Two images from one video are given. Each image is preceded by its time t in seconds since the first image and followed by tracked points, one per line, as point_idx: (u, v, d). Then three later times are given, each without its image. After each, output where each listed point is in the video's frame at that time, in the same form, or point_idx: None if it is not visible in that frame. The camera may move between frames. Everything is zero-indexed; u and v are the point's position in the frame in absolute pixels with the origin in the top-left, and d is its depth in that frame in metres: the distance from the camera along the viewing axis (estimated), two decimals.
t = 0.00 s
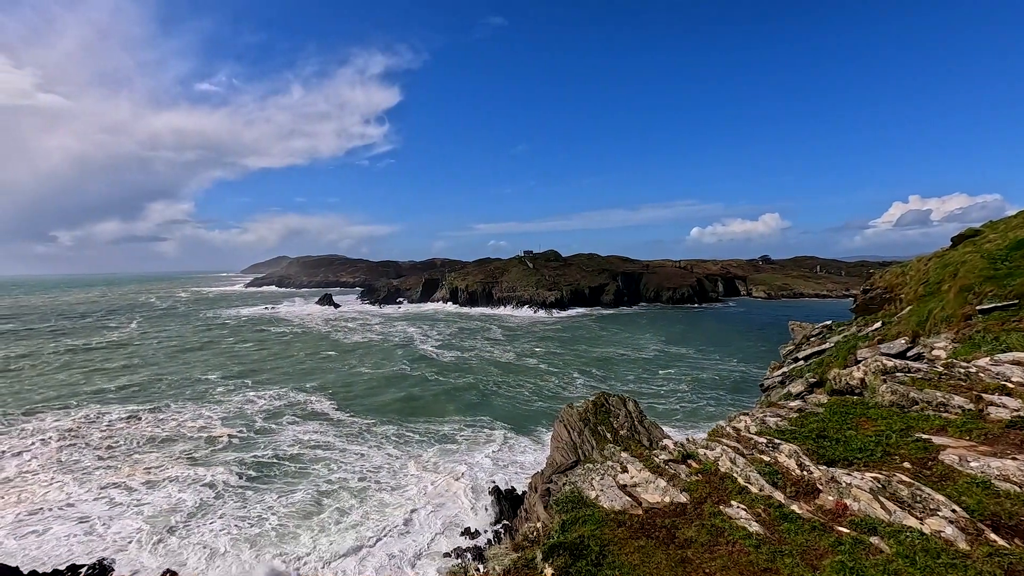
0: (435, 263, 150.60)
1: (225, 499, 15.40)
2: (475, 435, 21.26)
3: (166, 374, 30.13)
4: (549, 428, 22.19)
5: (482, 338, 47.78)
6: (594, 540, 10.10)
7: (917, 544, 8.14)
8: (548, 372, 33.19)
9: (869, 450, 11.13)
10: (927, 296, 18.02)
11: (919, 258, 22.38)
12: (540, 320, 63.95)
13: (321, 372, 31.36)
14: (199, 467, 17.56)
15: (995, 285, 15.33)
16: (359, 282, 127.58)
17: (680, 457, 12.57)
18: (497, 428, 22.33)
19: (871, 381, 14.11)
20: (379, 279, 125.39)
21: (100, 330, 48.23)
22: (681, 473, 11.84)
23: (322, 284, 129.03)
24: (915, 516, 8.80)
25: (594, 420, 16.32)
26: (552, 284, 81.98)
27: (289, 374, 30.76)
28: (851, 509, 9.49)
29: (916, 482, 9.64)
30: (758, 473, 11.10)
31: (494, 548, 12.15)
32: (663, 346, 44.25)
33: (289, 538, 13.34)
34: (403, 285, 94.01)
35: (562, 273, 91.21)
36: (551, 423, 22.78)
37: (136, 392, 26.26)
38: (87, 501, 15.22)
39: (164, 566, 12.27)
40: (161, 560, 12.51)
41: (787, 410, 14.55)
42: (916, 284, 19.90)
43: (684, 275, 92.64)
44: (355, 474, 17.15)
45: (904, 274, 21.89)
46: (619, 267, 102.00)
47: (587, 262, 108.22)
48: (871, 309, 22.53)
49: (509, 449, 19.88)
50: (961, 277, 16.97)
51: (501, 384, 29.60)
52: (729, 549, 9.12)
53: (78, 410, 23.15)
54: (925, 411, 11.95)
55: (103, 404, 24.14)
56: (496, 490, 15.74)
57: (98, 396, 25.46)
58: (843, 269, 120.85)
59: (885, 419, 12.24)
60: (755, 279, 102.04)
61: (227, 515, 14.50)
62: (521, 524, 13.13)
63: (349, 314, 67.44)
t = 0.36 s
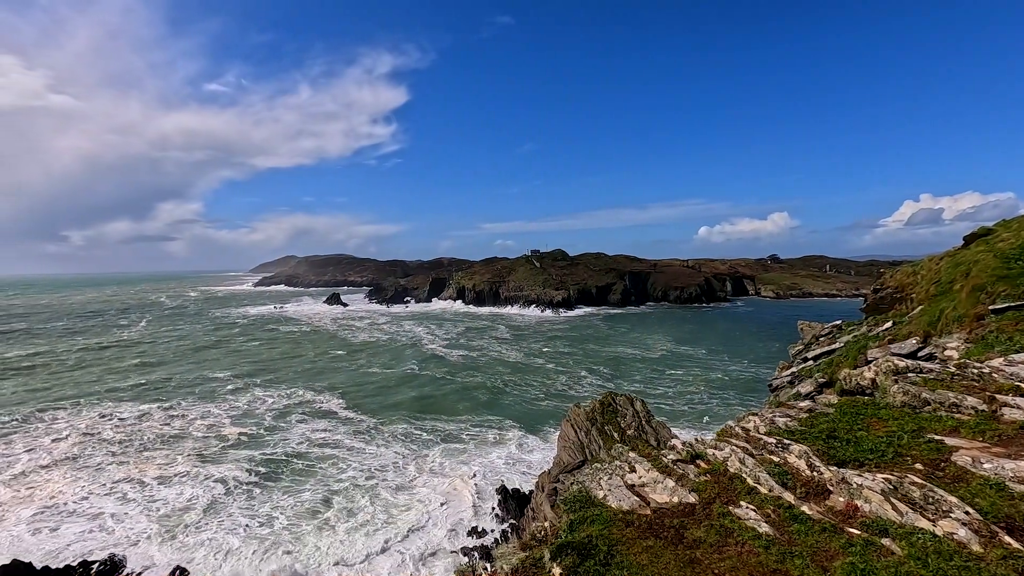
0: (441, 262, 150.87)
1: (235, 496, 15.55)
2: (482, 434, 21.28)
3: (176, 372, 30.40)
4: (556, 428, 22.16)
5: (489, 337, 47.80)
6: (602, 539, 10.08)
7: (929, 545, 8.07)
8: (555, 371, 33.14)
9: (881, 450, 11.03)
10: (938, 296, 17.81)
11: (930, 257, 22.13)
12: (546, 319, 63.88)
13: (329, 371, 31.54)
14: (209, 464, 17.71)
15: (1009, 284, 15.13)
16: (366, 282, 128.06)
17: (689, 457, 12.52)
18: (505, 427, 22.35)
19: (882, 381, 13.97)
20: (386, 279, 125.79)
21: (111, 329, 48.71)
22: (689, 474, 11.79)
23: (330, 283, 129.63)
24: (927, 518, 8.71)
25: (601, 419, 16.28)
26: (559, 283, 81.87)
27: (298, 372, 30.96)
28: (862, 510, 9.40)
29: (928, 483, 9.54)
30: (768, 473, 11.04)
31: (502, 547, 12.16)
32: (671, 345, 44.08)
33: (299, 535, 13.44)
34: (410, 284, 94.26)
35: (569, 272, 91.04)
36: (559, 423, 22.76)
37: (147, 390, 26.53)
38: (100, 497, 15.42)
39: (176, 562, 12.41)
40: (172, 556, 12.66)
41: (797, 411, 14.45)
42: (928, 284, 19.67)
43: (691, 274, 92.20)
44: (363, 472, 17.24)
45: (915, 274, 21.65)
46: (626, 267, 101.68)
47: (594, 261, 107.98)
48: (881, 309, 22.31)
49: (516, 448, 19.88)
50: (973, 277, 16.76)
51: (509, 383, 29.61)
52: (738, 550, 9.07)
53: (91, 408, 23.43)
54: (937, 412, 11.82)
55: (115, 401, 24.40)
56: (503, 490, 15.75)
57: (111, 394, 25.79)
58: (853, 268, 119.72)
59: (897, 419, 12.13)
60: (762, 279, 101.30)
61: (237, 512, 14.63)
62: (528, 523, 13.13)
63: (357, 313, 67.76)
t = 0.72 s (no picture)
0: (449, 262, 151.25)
1: (246, 493, 15.70)
2: (491, 433, 21.33)
3: (188, 370, 30.73)
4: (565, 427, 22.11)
5: (497, 336, 47.83)
6: (613, 539, 10.04)
7: (945, 549, 7.96)
8: (564, 371, 33.12)
9: (895, 451, 10.91)
10: (953, 295, 17.57)
11: (944, 256, 21.83)
12: (555, 319, 63.78)
13: (338, 369, 31.74)
14: (220, 461, 17.90)
15: None
16: (374, 281, 128.64)
17: (699, 457, 12.44)
18: (514, 426, 22.38)
19: (895, 382, 13.83)
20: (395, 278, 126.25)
21: (125, 327, 49.39)
22: (700, 474, 11.73)
23: (339, 282, 130.38)
24: (942, 520, 8.61)
25: (610, 419, 16.23)
26: (567, 283, 81.76)
27: (308, 371, 31.19)
28: (875, 512, 9.31)
29: (943, 485, 9.43)
30: (779, 474, 10.97)
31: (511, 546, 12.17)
32: (681, 345, 43.83)
33: (307, 533, 13.52)
34: (419, 283, 94.57)
35: (577, 271, 90.83)
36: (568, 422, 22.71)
37: (161, 387, 26.87)
38: (114, 492, 15.64)
39: (187, 558, 12.55)
40: (184, 552, 12.81)
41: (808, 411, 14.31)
42: (942, 284, 19.39)
43: (700, 274, 91.68)
44: (372, 470, 17.34)
45: (929, 273, 21.37)
46: (634, 266, 101.37)
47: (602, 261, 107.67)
48: (894, 309, 22.05)
49: (526, 447, 19.90)
50: (989, 276, 16.51)
51: (518, 382, 29.66)
52: (750, 551, 9.01)
53: (105, 406, 23.74)
54: (952, 414, 11.68)
55: (129, 399, 24.72)
56: (511, 489, 15.76)
57: (125, 391, 26.17)
58: (865, 268, 118.71)
59: (911, 420, 11.98)
60: (772, 279, 100.43)
61: (248, 509, 14.77)
62: (537, 523, 13.12)
63: (366, 312, 68.14)
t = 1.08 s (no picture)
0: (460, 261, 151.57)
1: (260, 487, 15.93)
2: (502, 431, 21.39)
3: (203, 367, 31.20)
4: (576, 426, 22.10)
5: (508, 335, 47.88)
6: (625, 538, 10.03)
7: (963, 552, 7.84)
8: (575, 370, 33.09)
9: (912, 453, 10.76)
10: (972, 295, 17.24)
11: (964, 255, 21.41)
12: (565, 317, 63.68)
13: (350, 367, 32.00)
14: (234, 456, 18.16)
15: None
16: (385, 279, 129.36)
17: (712, 457, 12.37)
18: (525, 424, 22.41)
19: (911, 383, 13.64)
20: (406, 276, 126.83)
21: (142, 325, 50.27)
22: (713, 474, 11.66)
23: (350, 280, 131.33)
24: (960, 523, 8.48)
25: (621, 418, 16.16)
26: (578, 282, 81.55)
27: (320, 369, 31.48)
28: (892, 514, 9.19)
29: (962, 487, 9.29)
30: (793, 475, 10.87)
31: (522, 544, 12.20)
32: (693, 344, 43.52)
33: (320, 528, 13.69)
34: (430, 282, 94.99)
35: (588, 270, 90.60)
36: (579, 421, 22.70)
37: (177, 384, 27.30)
38: (131, 486, 15.96)
39: (202, 551, 12.77)
40: (199, 545, 13.03)
41: (823, 412, 14.15)
42: (960, 283, 19.04)
43: (712, 272, 90.90)
44: (384, 467, 17.50)
45: (948, 273, 20.97)
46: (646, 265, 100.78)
47: (614, 259, 107.19)
48: (911, 308, 21.69)
49: (537, 445, 19.94)
50: (1010, 275, 16.17)
51: (529, 380, 29.67)
52: (763, 552, 8.94)
53: (124, 401, 24.21)
54: (970, 416, 11.48)
55: (147, 395, 25.18)
56: (522, 487, 15.77)
57: (143, 387, 26.64)
58: (882, 267, 116.73)
59: (929, 422, 11.80)
60: (786, 278, 99.20)
61: (261, 503, 15.00)
62: (548, 522, 13.13)
63: (377, 310, 68.60)
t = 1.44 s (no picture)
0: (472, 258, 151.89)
1: (274, 481, 16.14)
2: (515, 428, 21.42)
3: (220, 363, 31.69)
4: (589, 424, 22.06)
5: (521, 333, 47.92)
6: (639, 537, 9.99)
7: (986, 556, 7.69)
8: (588, 368, 33.03)
9: (933, 455, 10.58)
10: (995, 295, 16.86)
11: (987, 254, 20.92)
12: (578, 315, 63.53)
13: (364, 364, 32.26)
14: (250, 451, 18.41)
15: None
16: (397, 276, 130.05)
17: (727, 457, 12.26)
18: (537, 421, 22.44)
19: (932, 384, 13.40)
20: (418, 274, 127.37)
21: (161, 321, 51.24)
22: (728, 474, 11.56)
23: (363, 277, 132.23)
24: (983, 527, 8.32)
25: (634, 417, 16.07)
26: (591, 279, 81.31)
27: (334, 365, 31.79)
28: (912, 516, 9.05)
29: (984, 490, 9.12)
30: (810, 476, 10.76)
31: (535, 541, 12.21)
32: (707, 343, 43.16)
33: (334, 523, 13.82)
34: (443, 279, 95.37)
35: (601, 268, 90.23)
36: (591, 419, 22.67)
37: (194, 379, 27.78)
38: (150, 478, 16.28)
39: (217, 544, 12.94)
40: (215, 537, 13.23)
41: (840, 412, 13.96)
42: (983, 283, 18.62)
43: (727, 271, 89.97)
44: (396, 462, 17.63)
45: (970, 271, 20.51)
46: (659, 263, 100.10)
47: (626, 257, 106.60)
48: (932, 308, 21.28)
49: (549, 443, 19.95)
50: None
51: (542, 378, 29.68)
52: (780, 553, 8.85)
53: (143, 395, 24.72)
54: (993, 418, 11.25)
55: (165, 389, 25.66)
56: (534, 485, 15.78)
57: (161, 382, 27.16)
58: (901, 265, 114.51)
59: (950, 424, 11.58)
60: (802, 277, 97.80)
61: (275, 497, 15.18)
62: (560, 520, 13.13)
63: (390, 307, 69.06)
